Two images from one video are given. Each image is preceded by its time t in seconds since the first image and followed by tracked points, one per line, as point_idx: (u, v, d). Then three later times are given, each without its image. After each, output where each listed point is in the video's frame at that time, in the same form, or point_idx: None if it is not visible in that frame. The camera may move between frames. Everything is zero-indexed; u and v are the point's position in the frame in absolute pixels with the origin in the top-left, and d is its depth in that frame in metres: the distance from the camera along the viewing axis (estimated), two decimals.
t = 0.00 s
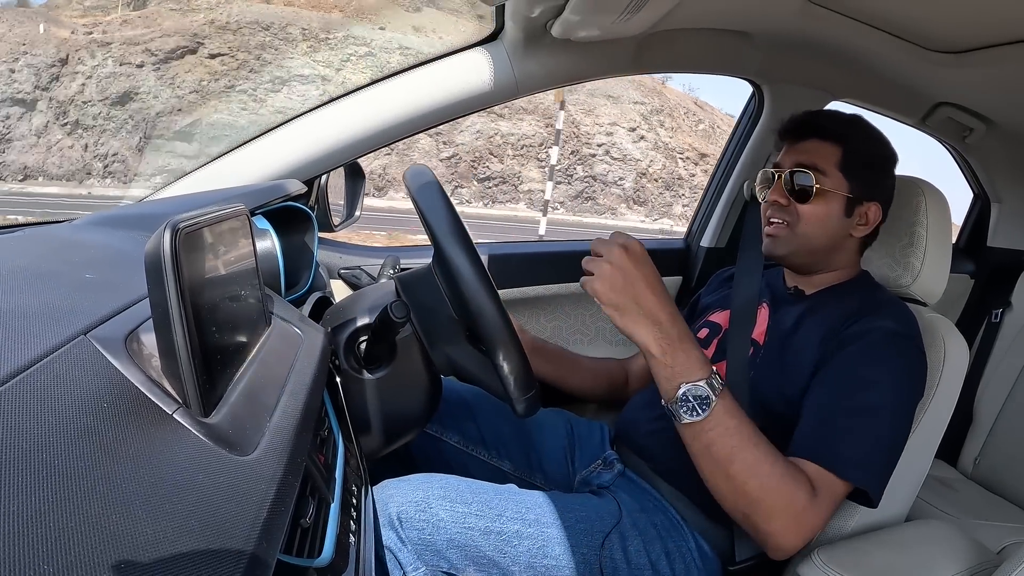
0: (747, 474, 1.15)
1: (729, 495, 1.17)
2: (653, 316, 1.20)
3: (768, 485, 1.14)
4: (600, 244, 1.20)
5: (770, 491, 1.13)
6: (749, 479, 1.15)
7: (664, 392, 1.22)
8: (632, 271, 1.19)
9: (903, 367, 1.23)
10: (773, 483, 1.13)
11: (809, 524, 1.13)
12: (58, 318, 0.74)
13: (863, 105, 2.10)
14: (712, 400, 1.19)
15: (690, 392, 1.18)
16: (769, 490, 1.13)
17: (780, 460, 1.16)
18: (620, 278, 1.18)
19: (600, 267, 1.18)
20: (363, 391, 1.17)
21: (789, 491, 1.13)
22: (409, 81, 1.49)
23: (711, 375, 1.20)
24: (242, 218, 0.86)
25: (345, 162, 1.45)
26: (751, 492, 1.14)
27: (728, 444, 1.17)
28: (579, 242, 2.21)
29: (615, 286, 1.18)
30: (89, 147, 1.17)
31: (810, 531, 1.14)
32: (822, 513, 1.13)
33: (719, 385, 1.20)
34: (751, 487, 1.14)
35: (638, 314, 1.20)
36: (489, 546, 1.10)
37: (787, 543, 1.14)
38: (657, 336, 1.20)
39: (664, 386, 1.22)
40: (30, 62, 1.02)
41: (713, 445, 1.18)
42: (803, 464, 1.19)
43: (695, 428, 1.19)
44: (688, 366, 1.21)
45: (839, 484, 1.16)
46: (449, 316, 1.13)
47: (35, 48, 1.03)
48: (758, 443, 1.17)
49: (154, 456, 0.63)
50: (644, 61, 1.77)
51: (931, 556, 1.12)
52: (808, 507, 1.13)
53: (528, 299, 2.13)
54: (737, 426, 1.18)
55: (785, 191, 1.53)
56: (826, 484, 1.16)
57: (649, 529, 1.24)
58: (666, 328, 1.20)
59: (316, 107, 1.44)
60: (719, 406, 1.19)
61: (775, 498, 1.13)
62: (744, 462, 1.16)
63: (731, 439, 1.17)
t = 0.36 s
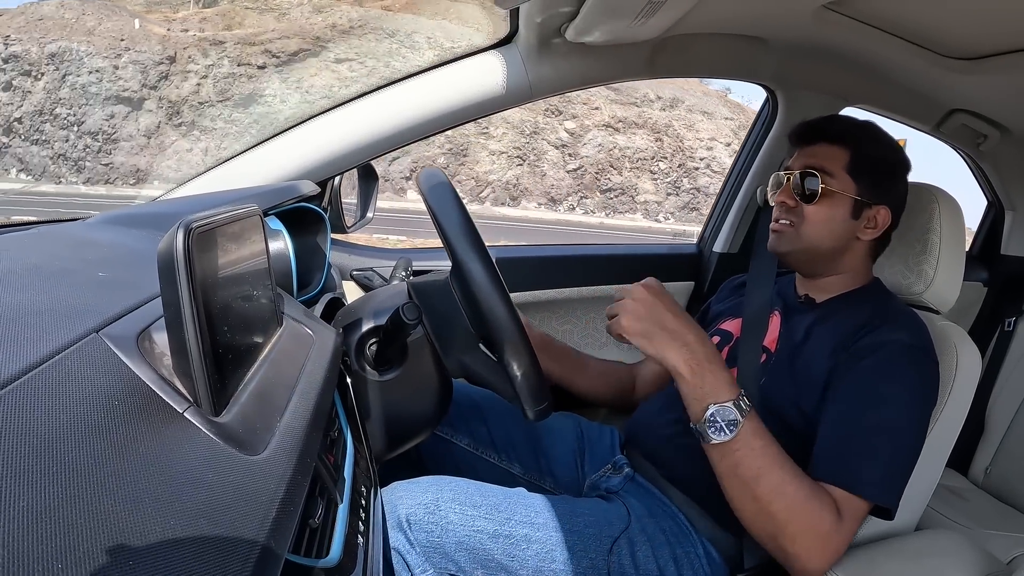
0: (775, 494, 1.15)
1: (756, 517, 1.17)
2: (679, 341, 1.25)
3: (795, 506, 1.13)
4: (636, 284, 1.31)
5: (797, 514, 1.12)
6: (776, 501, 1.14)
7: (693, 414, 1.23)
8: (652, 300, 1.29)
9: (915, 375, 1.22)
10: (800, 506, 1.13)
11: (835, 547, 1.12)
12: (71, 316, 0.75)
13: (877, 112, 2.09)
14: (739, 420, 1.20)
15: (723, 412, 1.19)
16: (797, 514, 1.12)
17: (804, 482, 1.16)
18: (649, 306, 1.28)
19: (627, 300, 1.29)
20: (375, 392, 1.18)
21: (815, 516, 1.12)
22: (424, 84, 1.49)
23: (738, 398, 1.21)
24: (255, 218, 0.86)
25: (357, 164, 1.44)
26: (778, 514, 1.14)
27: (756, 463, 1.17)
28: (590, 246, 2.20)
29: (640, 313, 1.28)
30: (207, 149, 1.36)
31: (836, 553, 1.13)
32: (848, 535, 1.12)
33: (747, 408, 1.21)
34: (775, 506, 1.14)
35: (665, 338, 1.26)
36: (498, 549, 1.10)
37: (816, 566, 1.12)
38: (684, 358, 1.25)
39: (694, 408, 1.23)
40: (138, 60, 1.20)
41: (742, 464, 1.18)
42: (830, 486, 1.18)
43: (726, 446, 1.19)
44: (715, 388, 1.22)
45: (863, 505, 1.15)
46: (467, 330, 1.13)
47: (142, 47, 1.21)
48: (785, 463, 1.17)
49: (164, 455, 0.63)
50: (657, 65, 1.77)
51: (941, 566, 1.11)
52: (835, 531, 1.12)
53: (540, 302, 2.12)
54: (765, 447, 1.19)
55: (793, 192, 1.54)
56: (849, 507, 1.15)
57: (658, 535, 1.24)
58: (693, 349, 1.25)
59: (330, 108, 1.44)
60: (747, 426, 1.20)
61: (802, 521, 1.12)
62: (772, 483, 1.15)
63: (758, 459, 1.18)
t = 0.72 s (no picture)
0: (771, 472, 1.13)
1: (752, 494, 1.14)
2: (665, 301, 1.20)
3: (790, 482, 1.12)
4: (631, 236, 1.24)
5: (796, 488, 1.11)
6: (773, 476, 1.12)
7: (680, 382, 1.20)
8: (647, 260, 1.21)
9: (913, 377, 1.22)
10: (798, 481, 1.12)
11: (829, 526, 1.12)
12: (68, 321, 0.75)
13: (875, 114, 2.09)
14: (735, 391, 1.17)
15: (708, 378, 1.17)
16: (795, 489, 1.11)
17: (801, 458, 1.15)
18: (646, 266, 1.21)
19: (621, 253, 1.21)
20: (376, 395, 1.19)
21: (815, 489, 1.12)
22: (423, 87, 1.49)
23: (731, 367, 1.19)
24: (253, 222, 0.86)
25: (355, 169, 1.44)
26: (775, 491, 1.12)
27: (750, 441, 1.15)
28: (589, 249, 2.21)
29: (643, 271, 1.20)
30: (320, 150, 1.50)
31: (830, 535, 1.13)
32: (845, 512, 1.12)
33: (741, 375, 1.19)
34: (773, 485, 1.12)
35: (653, 301, 1.19)
36: (497, 552, 1.09)
37: (807, 548, 1.12)
38: (675, 321, 1.19)
39: (682, 375, 1.20)
40: (251, 60, 1.40)
41: (737, 441, 1.16)
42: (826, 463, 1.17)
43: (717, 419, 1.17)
44: (705, 356, 1.19)
45: (859, 486, 1.15)
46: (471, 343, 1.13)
47: (253, 46, 1.39)
48: (781, 440, 1.15)
49: (162, 458, 0.63)
50: (656, 68, 1.77)
51: (940, 567, 1.11)
52: (831, 508, 1.12)
53: (539, 305, 2.12)
54: (761, 424, 1.16)
55: (784, 197, 1.52)
56: (845, 484, 1.15)
57: (656, 537, 1.24)
58: (682, 316, 1.20)
59: (327, 113, 1.44)
60: (739, 397, 1.18)
61: (800, 496, 1.11)
62: (767, 460, 1.13)
63: (753, 438, 1.15)
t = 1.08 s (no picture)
0: (761, 503, 1.13)
1: (744, 525, 1.15)
2: (652, 355, 1.19)
3: (781, 513, 1.12)
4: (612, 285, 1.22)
5: (786, 517, 1.12)
6: (762, 508, 1.13)
7: (674, 432, 1.19)
8: (634, 314, 1.20)
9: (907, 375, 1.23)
10: (788, 509, 1.12)
11: (823, 547, 1.12)
12: (62, 321, 0.75)
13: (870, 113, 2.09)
14: (724, 438, 1.16)
15: (699, 428, 1.16)
16: (784, 517, 1.12)
17: (790, 487, 1.15)
18: (632, 317, 1.20)
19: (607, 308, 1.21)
20: (368, 395, 1.19)
21: (805, 514, 1.12)
22: (418, 85, 1.49)
23: (720, 414, 1.18)
24: (246, 222, 0.86)
25: (350, 167, 1.43)
26: (765, 523, 1.13)
27: (740, 476, 1.15)
28: (583, 248, 2.21)
29: (627, 325, 1.20)
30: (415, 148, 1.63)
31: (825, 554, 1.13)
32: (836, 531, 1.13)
33: (730, 422, 1.18)
34: (765, 516, 1.13)
35: (641, 355, 1.19)
36: (492, 550, 1.09)
37: (804, 567, 1.12)
38: (662, 371, 1.19)
39: (675, 426, 1.19)
40: (373, 65, 1.49)
41: (724, 475, 1.16)
42: (814, 488, 1.17)
43: (706, 464, 1.16)
44: (695, 401, 1.18)
45: (850, 504, 1.16)
46: (463, 341, 1.13)
47: (373, 52, 1.49)
48: (769, 474, 1.15)
49: (155, 458, 0.63)
50: (650, 67, 1.77)
51: (933, 564, 1.12)
52: (822, 529, 1.12)
53: (533, 303, 2.13)
54: (750, 456, 1.16)
55: (778, 193, 1.54)
56: (835, 508, 1.16)
57: (651, 535, 1.24)
58: (670, 367, 1.19)
59: (323, 110, 1.44)
60: (730, 441, 1.17)
61: (790, 524, 1.11)
62: (757, 493, 1.14)
63: (741, 472, 1.15)
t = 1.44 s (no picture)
0: (747, 462, 1.16)
1: (728, 484, 1.18)
2: (659, 284, 1.28)
3: (766, 476, 1.14)
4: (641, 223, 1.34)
5: (770, 480, 1.14)
6: (748, 467, 1.16)
7: (671, 364, 1.26)
8: (648, 247, 1.31)
9: (901, 370, 1.23)
10: (773, 473, 1.15)
11: (801, 519, 1.14)
12: (55, 319, 0.74)
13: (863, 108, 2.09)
14: (718, 377, 1.22)
15: (694, 359, 1.22)
16: (767, 480, 1.14)
17: (780, 453, 1.18)
18: (648, 250, 1.31)
19: (631, 240, 1.33)
20: (361, 391, 1.19)
21: (787, 483, 1.14)
22: (411, 81, 1.48)
23: (718, 354, 1.23)
24: (239, 219, 0.86)
25: (344, 162, 1.42)
26: (749, 482, 1.15)
27: (732, 428, 1.19)
28: (577, 243, 2.21)
29: (642, 255, 1.31)
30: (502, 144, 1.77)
31: (803, 526, 1.15)
32: (816, 508, 1.14)
33: (726, 364, 1.23)
34: (750, 476, 1.15)
35: (645, 286, 1.29)
36: (486, 545, 1.10)
37: (780, 535, 1.15)
38: (667, 303, 1.27)
39: (672, 357, 1.25)
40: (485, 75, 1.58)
41: (717, 426, 1.20)
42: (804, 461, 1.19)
43: (700, 403, 1.22)
44: (692, 341, 1.24)
45: (836, 483, 1.17)
46: (458, 339, 1.14)
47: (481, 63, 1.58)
48: (762, 434, 1.18)
49: (149, 456, 0.62)
50: (643, 62, 1.77)
51: (926, 557, 1.12)
52: (802, 502, 1.14)
53: (528, 299, 2.13)
54: (745, 413, 1.20)
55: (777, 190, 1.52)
56: (822, 482, 1.17)
57: (646, 530, 1.24)
58: (672, 301, 1.27)
59: (320, 104, 1.43)
60: (725, 384, 1.22)
61: (772, 487, 1.14)
62: (745, 450, 1.17)
63: (732, 421, 1.19)
